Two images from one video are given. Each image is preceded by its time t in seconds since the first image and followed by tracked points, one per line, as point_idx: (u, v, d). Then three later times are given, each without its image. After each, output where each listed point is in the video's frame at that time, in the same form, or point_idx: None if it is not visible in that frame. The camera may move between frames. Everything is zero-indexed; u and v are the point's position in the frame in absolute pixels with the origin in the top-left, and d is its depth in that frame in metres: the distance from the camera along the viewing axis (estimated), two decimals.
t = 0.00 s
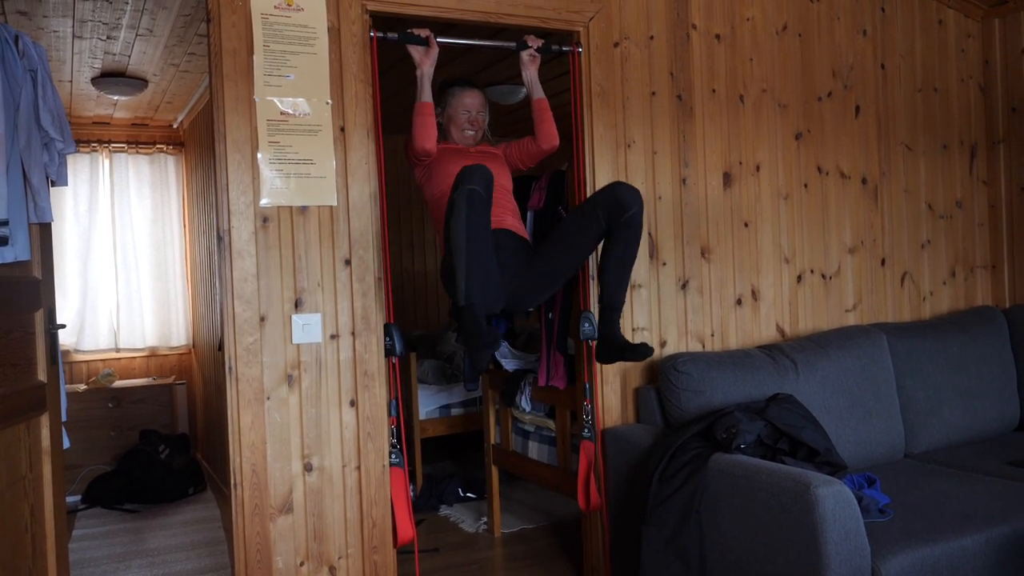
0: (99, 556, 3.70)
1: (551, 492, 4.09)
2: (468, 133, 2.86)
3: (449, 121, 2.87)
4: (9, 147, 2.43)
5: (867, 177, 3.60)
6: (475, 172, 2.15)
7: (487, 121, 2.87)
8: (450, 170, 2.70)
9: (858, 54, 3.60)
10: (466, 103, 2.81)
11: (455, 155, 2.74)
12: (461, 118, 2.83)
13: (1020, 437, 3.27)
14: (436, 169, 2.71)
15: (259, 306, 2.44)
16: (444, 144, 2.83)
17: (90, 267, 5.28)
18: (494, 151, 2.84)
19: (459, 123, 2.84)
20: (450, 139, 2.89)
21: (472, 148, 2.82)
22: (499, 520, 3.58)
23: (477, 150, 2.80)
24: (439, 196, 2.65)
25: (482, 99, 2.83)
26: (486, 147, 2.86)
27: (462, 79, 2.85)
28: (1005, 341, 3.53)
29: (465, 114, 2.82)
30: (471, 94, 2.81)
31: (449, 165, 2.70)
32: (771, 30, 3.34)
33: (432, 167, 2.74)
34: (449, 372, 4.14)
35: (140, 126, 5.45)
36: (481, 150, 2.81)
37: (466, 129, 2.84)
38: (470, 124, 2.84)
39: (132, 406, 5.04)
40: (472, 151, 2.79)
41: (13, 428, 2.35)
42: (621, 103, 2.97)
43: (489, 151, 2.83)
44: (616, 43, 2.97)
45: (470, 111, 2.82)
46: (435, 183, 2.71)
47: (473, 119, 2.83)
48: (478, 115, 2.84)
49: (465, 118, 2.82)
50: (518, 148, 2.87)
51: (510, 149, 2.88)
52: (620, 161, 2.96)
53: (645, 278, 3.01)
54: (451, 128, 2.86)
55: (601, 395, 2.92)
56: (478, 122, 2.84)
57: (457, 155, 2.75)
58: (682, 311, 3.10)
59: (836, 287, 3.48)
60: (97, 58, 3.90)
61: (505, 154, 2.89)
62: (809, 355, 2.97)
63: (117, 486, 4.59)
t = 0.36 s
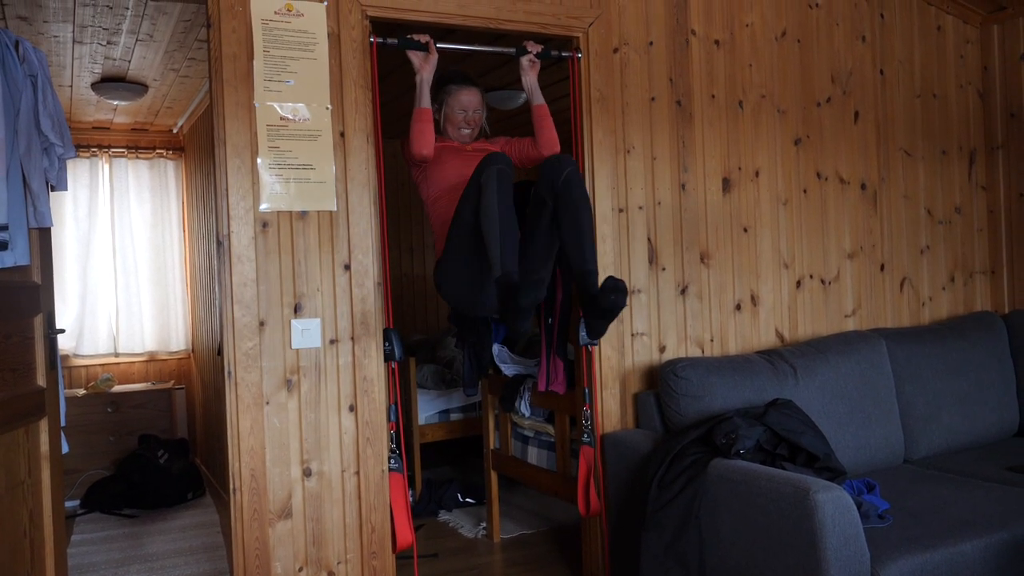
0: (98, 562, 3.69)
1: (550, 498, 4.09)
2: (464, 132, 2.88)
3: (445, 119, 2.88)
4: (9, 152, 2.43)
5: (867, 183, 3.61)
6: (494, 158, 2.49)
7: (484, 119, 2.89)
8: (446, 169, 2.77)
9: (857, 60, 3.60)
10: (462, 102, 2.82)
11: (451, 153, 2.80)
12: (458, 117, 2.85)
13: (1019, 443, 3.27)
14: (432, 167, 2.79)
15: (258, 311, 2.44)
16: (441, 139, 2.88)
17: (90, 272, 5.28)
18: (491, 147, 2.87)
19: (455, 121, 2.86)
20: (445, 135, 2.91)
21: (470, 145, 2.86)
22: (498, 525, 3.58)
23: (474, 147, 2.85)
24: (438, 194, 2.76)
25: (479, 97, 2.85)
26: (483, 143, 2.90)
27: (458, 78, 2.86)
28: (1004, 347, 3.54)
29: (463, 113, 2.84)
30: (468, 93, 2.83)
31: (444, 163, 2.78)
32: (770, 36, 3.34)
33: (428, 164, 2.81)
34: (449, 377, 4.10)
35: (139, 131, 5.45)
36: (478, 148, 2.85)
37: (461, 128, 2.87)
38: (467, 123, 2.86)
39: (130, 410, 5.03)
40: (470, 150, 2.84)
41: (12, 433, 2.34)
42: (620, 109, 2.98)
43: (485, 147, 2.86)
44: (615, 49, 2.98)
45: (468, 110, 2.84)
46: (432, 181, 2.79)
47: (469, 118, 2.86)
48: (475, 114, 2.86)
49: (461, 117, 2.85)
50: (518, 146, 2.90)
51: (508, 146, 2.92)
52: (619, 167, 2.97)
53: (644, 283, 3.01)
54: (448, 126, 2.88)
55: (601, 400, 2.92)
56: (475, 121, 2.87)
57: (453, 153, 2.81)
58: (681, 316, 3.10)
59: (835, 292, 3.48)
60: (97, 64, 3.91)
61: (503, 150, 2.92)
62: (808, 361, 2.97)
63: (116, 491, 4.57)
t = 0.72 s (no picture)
0: (97, 565, 3.69)
1: (551, 501, 4.08)
2: (465, 68, 2.79)
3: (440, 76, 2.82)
4: (9, 154, 2.43)
5: (867, 186, 3.61)
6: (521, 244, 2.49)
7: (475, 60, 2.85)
8: (440, 152, 2.75)
9: (857, 63, 3.61)
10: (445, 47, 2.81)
11: (446, 132, 2.76)
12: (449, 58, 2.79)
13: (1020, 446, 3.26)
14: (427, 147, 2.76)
15: (258, 313, 2.44)
16: (437, 112, 2.83)
17: (90, 274, 5.29)
18: (488, 125, 2.83)
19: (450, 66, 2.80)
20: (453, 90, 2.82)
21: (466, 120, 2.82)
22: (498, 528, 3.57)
23: (470, 125, 2.80)
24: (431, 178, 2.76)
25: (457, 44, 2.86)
26: (481, 117, 2.85)
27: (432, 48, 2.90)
28: (1005, 350, 3.53)
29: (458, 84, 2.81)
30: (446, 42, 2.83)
31: (439, 145, 2.75)
32: (771, 39, 3.35)
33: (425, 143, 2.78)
34: (449, 380, 4.15)
35: (140, 134, 5.45)
36: (475, 125, 2.81)
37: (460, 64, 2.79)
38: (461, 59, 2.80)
39: (131, 413, 5.03)
40: (466, 127, 2.80)
41: (13, 436, 2.35)
42: (621, 111, 2.98)
43: (481, 125, 2.82)
44: (615, 52, 2.98)
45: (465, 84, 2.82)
46: (427, 162, 2.77)
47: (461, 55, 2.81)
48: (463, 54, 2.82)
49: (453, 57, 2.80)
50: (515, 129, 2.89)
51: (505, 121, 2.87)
52: (620, 170, 2.97)
53: (644, 286, 3.02)
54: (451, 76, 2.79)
55: (601, 403, 2.92)
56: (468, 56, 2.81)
57: (448, 132, 2.77)
58: (682, 319, 3.10)
59: (835, 295, 3.48)
60: (98, 67, 3.91)
61: (502, 127, 2.88)
62: (809, 363, 2.97)
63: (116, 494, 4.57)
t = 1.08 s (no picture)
0: (97, 566, 3.69)
1: (551, 505, 4.08)
2: (457, 117, 2.85)
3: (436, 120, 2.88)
4: (11, 156, 2.44)
5: (868, 191, 3.61)
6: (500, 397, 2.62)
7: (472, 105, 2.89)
8: (444, 182, 2.75)
9: (859, 68, 3.61)
10: (445, 91, 2.86)
11: (447, 165, 2.78)
12: (445, 105, 2.85)
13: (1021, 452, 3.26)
14: (430, 178, 2.76)
15: (259, 316, 2.44)
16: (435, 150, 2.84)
17: (91, 276, 5.29)
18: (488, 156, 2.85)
19: (446, 114, 2.86)
20: (446, 136, 2.88)
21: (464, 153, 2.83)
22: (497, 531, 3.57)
23: (469, 157, 2.82)
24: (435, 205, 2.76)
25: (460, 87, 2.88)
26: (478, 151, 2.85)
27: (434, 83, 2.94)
28: (1006, 356, 3.53)
29: (448, 133, 2.88)
30: (448, 84, 2.87)
31: (442, 175, 2.76)
32: (773, 44, 3.35)
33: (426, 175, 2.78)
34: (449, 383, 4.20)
35: (141, 135, 5.46)
36: (475, 156, 2.83)
37: (455, 114, 2.85)
38: (456, 109, 2.85)
39: (131, 415, 5.03)
40: (466, 159, 2.82)
41: (13, 438, 2.34)
42: (622, 115, 2.98)
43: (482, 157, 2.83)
44: (617, 56, 2.98)
45: (454, 136, 2.88)
46: (430, 192, 2.77)
47: (457, 104, 2.85)
48: (460, 100, 2.87)
49: (449, 105, 2.85)
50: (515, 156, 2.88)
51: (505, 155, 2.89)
52: (621, 174, 2.97)
53: (645, 290, 3.01)
54: (444, 122, 2.86)
55: (601, 406, 2.92)
56: (464, 106, 2.86)
57: (450, 164, 2.78)
58: (683, 323, 3.10)
59: (836, 300, 3.48)
60: (100, 69, 3.92)
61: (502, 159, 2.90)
62: (809, 368, 2.97)
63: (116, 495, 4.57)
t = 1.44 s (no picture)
0: (95, 566, 3.68)
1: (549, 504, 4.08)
2: (468, 211, 2.75)
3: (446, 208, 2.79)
4: (9, 155, 2.43)
5: (866, 190, 3.61)
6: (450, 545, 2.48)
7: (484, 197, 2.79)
8: (457, 279, 2.61)
9: (857, 66, 3.61)
10: (457, 183, 2.76)
11: (461, 259, 2.64)
12: (457, 199, 2.76)
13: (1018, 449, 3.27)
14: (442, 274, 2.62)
15: (258, 315, 2.44)
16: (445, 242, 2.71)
17: (89, 276, 5.28)
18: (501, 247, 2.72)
19: (457, 207, 2.76)
20: (457, 229, 2.78)
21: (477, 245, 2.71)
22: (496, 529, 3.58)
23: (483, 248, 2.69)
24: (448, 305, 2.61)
25: (473, 178, 2.79)
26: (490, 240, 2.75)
27: (445, 172, 2.85)
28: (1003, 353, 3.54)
29: (459, 226, 2.78)
30: (461, 174, 2.77)
31: (456, 270, 2.62)
32: (770, 42, 3.35)
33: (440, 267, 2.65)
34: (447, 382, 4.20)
35: (139, 135, 5.45)
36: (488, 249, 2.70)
37: (466, 207, 2.75)
38: (467, 202, 2.75)
39: (129, 414, 5.03)
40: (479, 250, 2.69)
41: (11, 437, 2.34)
42: (620, 114, 2.98)
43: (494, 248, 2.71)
44: (616, 54, 2.98)
45: (465, 229, 2.77)
46: (442, 288, 2.63)
47: (469, 198, 2.76)
48: (472, 193, 2.77)
49: (461, 198, 2.76)
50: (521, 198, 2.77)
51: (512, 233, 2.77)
52: (619, 173, 2.97)
53: (644, 289, 3.02)
54: (454, 218, 2.76)
55: (600, 405, 2.92)
56: (476, 199, 2.76)
57: (464, 259, 2.64)
58: (681, 322, 3.10)
59: (834, 298, 3.48)
60: (97, 67, 3.91)
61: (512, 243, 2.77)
62: (807, 365, 2.98)
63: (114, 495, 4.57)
